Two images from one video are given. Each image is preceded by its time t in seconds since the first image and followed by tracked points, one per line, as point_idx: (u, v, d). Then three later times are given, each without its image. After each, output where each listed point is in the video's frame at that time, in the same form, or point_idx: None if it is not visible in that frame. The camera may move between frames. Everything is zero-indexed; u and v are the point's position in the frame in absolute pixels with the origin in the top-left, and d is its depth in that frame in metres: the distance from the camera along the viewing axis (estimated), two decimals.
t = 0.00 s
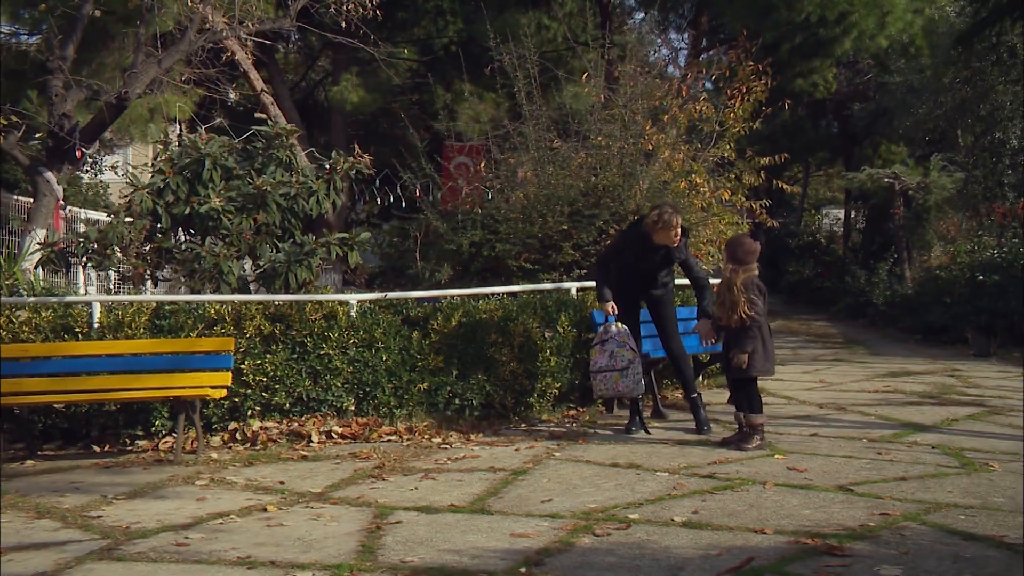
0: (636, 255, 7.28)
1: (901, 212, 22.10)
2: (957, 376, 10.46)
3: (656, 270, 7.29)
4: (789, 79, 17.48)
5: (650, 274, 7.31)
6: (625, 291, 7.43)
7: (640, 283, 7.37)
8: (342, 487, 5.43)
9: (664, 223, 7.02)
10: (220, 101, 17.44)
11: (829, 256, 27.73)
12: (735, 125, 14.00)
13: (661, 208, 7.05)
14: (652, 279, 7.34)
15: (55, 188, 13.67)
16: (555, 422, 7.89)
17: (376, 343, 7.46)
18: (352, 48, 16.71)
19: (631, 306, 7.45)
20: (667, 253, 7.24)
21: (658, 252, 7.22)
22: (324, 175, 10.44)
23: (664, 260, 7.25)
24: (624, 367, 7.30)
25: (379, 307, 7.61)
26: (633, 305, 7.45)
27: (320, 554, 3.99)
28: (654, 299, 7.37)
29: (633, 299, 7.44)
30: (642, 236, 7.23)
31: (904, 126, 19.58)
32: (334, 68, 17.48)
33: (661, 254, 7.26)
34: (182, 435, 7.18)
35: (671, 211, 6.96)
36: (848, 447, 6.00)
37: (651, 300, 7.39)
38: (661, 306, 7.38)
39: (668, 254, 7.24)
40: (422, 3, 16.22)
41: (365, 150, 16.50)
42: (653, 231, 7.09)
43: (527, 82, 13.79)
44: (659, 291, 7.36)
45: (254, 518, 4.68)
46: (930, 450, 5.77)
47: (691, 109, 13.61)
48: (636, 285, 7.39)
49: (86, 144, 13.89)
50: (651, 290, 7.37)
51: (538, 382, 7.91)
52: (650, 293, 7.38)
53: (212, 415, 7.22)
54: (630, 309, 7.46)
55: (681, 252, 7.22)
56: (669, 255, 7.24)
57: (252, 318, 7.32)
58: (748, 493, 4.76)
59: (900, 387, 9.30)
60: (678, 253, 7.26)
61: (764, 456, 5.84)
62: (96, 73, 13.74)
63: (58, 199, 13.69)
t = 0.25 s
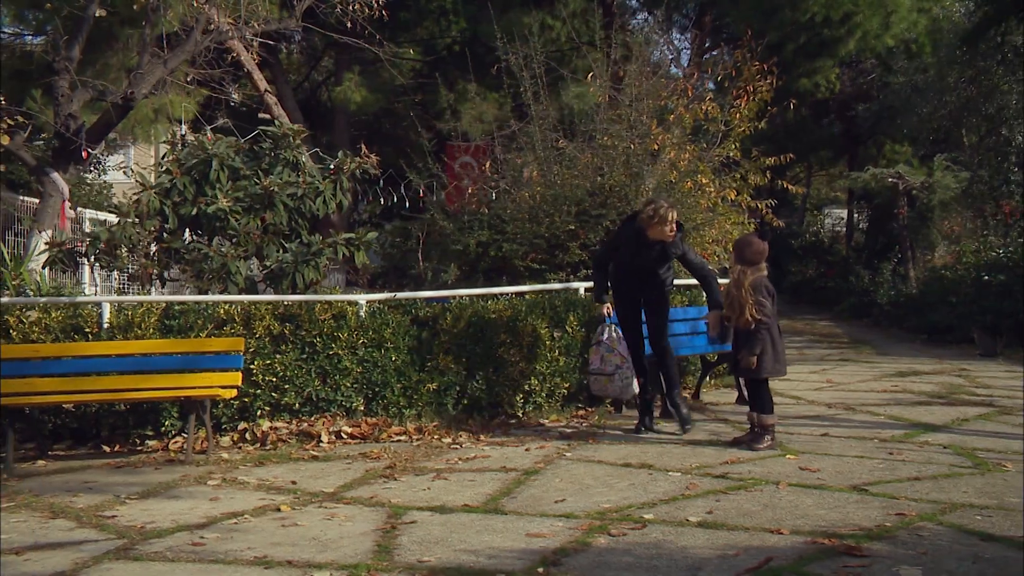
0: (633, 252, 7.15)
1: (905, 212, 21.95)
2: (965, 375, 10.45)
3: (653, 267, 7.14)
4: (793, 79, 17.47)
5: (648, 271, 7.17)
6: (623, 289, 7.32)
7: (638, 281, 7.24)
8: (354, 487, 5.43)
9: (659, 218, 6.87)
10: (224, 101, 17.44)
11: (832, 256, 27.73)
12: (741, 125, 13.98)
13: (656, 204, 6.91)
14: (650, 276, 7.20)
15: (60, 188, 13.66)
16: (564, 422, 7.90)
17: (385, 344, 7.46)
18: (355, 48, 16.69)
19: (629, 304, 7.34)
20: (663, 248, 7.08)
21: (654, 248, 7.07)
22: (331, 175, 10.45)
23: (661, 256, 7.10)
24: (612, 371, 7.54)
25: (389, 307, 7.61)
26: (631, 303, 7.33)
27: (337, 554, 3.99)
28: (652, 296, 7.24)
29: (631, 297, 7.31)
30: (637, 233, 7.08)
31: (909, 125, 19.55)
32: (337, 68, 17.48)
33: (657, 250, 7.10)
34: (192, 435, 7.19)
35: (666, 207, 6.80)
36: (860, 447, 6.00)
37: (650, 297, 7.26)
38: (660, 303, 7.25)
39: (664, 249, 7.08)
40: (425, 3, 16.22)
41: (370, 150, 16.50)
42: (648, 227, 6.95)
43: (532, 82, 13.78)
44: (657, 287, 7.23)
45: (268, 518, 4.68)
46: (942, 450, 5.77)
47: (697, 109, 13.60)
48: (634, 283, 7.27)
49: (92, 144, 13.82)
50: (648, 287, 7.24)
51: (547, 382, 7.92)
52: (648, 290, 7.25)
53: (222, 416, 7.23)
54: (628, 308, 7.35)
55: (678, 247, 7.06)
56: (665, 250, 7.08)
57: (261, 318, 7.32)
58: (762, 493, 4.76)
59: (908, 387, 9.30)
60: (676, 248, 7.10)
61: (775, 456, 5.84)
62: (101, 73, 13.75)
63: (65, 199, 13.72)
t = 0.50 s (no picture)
0: (632, 248, 7.10)
1: (910, 212, 21.80)
2: (975, 375, 10.43)
3: (652, 264, 7.08)
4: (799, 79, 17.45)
5: (647, 267, 7.09)
6: (622, 288, 7.21)
7: (638, 278, 7.14)
8: (368, 487, 5.44)
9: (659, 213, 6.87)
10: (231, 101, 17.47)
11: (837, 255, 27.70)
12: (748, 124, 13.96)
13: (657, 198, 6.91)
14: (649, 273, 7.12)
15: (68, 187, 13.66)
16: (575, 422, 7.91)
17: (396, 343, 7.46)
18: (361, 48, 16.69)
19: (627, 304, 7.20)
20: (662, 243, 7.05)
21: (653, 242, 7.05)
22: (340, 175, 10.46)
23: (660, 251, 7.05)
24: (596, 371, 7.60)
25: (399, 307, 7.61)
26: (630, 301, 7.20)
27: (354, 553, 4.00)
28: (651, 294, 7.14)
29: (629, 296, 7.19)
30: (637, 228, 7.06)
31: (915, 125, 19.52)
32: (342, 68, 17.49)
33: (658, 245, 7.08)
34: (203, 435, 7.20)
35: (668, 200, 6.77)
36: (873, 447, 6.00)
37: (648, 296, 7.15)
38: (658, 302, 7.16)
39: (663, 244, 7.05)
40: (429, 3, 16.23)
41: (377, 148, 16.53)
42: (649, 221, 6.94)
43: (540, 82, 13.79)
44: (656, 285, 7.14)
45: (283, 518, 4.69)
46: (956, 450, 5.77)
47: (704, 109, 13.59)
48: (633, 281, 7.16)
49: (99, 144, 13.95)
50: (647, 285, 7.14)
51: (557, 381, 7.93)
52: (646, 288, 7.15)
53: (233, 415, 7.24)
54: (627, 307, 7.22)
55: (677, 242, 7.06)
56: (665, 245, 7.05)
57: (272, 318, 7.34)
58: (777, 494, 4.76)
59: (918, 387, 9.30)
60: (676, 244, 7.11)
61: (788, 456, 5.84)
62: (108, 73, 13.79)
63: (73, 199, 13.77)
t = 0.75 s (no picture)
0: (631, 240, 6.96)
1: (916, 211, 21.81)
2: (985, 375, 10.42)
3: (652, 257, 6.92)
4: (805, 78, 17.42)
5: (647, 260, 6.93)
6: (620, 282, 7.02)
7: (637, 273, 6.96)
8: (381, 487, 5.44)
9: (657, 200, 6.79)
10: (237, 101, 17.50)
11: (842, 255, 27.67)
12: (755, 124, 13.93)
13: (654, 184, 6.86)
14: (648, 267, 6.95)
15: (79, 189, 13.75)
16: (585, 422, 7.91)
17: (407, 343, 7.46)
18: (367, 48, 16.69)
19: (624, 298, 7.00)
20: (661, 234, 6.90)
21: (653, 234, 6.90)
22: (349, 175, 10.48)
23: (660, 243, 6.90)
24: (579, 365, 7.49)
25: (410, 306, 7.62)
26: (628, 297, 6.99)
27: (372, 553, 4.01)
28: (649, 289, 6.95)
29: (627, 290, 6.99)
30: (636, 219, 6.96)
31: (921, 124, 19.49)
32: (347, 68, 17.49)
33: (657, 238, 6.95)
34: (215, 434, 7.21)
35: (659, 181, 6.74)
36: (886, 447, 6.00)
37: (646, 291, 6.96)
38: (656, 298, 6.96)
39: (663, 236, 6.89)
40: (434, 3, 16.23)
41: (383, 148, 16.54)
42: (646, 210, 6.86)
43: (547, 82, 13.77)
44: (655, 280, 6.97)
45: (298, 518, 4.69)
46: (969, 450, 5.77)
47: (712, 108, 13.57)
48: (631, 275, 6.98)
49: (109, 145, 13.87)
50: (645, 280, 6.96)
51: (567, 381, 7.93)
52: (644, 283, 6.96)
53: (245, 415, 7.25)
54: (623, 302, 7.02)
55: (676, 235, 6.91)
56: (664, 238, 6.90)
57: (283, 317, 7.35)
58: (793, 493, 4.76)
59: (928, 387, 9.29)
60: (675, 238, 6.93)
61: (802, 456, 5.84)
62: (114, 73, 13.82)
63: (81, 198, 13.79)
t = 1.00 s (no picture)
0: (626, 231, 6.89)
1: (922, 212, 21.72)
2: (993, 375, 10.42)
3: (648, 248, 6.85)
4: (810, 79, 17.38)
5: (643, 252, 6.86)
6: (618, 276, 6.94)
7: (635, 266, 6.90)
8: (393, 487, 5.45)
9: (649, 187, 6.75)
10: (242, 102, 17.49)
11: (845, 255, 27.64)
12: (762, 124, 13.91)
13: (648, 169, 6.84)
14: (646, 259, 6.88)
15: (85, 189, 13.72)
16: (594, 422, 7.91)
17: (416, 343, 7.45)
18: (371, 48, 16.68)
19: (621, 292, 6.94)
20: (655, 224, 6.81)
21: (647, 224, 6.82)
22: (356, 175, 10.49)
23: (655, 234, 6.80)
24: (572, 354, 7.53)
25: (419, 306, 7.62)
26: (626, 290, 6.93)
27: (387, 553, 4.01)
28: (646, 281, 6.88)
29: (623, 283, 6.93)
30: (630, 209, 6.89)
31: (928, 124, 19.46)
32: (350, 69, 17.48)
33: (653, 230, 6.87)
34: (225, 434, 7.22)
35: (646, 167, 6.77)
36: (898, 447, 6.00)
37: (644, 284, 6.89)
38: (654, 290, 6.90)
39: (657, 226, 6.80)
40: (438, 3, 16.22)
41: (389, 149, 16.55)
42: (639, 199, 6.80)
43: (553, 82, 13.76)
44: (653, 272, 6.89)
45: (312, 518, 4.70)
46: (982, 451, 5.77)
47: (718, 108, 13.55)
48: (628, 267, 6.92)
49: (116, 144, 13.69)
50: (642, 272, 6.89)
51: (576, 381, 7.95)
52: (641, 275, 6.90)
53: (255, 415, 7.26)
54: (619, 296, 6.95)
55: (671, 223, 6.81)
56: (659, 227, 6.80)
57: (293, 317, 7.36)
58: (806, 494, 4.76)
59: (936, 387, 9.29)
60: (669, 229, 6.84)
61: (813, 456, 5.84)
62: (121, 74, 13.83)
63: (88, 198, 13.79)
